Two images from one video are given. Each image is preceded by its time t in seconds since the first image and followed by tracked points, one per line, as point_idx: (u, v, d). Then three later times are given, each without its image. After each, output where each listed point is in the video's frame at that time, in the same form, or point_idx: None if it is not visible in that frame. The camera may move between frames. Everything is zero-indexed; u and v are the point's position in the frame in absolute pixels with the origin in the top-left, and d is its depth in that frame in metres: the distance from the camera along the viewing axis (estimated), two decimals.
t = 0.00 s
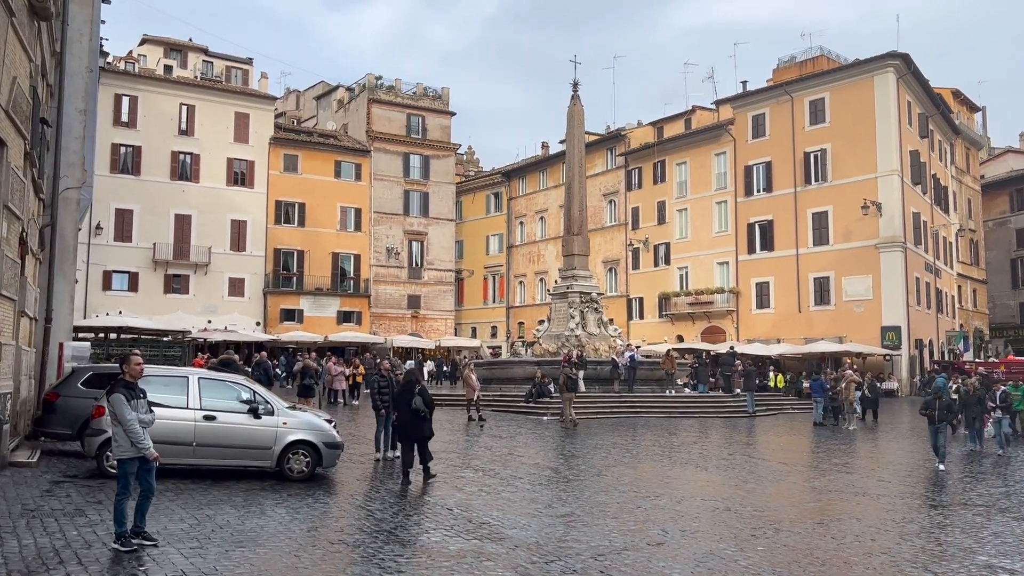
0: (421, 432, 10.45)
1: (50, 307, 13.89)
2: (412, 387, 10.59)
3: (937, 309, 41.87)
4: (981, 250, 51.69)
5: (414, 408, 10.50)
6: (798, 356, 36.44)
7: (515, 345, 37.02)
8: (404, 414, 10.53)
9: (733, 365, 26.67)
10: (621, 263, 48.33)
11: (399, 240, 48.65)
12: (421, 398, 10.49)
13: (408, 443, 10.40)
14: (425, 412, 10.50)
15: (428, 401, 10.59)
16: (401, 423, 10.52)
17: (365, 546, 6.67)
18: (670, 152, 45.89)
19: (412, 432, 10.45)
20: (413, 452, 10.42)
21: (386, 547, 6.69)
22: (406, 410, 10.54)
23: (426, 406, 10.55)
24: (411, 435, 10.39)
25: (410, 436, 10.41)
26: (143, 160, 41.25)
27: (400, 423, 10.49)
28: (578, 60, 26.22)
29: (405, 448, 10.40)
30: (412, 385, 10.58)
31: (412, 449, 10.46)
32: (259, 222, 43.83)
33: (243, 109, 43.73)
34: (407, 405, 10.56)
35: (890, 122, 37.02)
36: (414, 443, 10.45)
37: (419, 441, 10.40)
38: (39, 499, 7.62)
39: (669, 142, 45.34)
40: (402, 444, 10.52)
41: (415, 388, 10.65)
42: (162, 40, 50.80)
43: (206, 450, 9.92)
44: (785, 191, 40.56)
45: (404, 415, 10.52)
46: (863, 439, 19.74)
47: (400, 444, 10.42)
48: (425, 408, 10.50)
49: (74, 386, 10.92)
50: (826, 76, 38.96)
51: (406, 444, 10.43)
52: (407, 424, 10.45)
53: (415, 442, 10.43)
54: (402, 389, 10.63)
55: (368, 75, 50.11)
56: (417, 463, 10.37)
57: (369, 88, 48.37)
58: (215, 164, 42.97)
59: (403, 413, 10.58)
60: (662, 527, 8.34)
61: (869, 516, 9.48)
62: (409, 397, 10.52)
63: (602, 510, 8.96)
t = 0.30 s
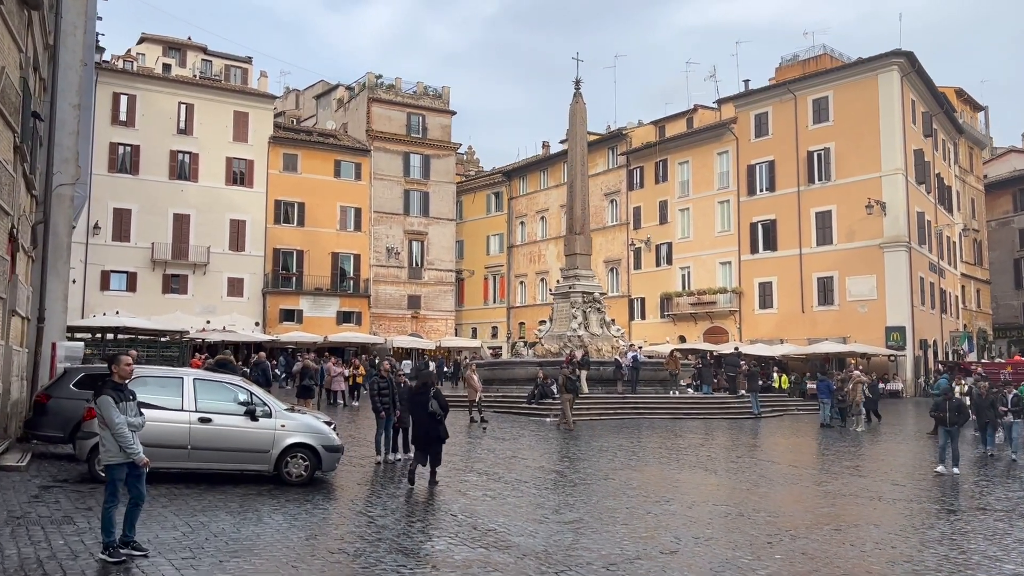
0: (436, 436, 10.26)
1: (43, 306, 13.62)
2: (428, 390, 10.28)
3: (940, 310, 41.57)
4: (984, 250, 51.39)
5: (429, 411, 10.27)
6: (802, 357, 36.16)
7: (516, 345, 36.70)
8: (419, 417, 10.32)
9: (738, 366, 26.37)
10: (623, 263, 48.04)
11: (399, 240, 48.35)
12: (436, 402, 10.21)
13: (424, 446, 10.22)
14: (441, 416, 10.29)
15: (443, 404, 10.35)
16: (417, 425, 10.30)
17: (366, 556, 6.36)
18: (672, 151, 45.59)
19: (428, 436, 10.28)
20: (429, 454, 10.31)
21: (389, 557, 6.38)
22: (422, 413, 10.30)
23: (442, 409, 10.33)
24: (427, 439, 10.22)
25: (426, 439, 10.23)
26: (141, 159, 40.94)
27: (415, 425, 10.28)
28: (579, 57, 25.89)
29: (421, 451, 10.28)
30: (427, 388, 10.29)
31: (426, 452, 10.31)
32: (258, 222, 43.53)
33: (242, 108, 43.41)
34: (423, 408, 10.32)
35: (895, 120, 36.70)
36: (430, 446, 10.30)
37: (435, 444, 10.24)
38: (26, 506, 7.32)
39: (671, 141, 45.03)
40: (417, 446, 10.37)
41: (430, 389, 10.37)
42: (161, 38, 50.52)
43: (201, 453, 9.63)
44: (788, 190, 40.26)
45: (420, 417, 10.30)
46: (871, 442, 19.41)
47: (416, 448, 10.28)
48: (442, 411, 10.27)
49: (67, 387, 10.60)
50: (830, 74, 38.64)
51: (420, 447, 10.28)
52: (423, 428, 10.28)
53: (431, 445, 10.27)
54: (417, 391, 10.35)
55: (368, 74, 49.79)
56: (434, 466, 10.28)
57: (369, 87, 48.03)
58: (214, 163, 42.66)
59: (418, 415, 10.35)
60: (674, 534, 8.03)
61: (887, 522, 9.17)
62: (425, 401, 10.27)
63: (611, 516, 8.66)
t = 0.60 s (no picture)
0: (449, 432, 10.29)
1: (38, 303, 13.69)
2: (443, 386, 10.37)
3: (944, 309, 41.28)
4: (988, 249, 51.10)
5: (445, 408, 10.30)
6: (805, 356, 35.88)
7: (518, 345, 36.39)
8: (434, 413, 10.33)
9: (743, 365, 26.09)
10: (624, 263, 47.79)
11: (400, 239, 48.06)
12: (452, 398, 10.30)
13: (440, 442, 10.22)
14: (456, 412, 10.34)
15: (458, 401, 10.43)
16: (432, 421, 10.29)
17: (371, 561, 6.08)
18: (674, 149, 45.30)
19: (442, 432, 10.28)
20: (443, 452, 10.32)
21: (395, 563, 6.09)
22: (437, 410, 10.33)
23: (455, 407, 10.39)
24: (444, 436, 10.23)
25: (442, 435, 10.23)
26: (140, 158, 40.67)
27: (429, 422, 10.26)
28: (582, 54, 25.63)
29: (436, 449, 10.25)
30: (442, 385, 10.39)
31: (438, 450, 10.30)
32: (258, 221, 43.24)
33: (242, 106, 43.12)
34: (438, 405, 10.36)
35: (899, 118, 36.42)
36: (444, 443, 10.27)
37: (449, 441, 10.25)
38: (16, 508, 7.04)
39: (673, 139, 44.75)
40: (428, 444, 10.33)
41: (444, 388, 10.44)
42: (160, 36, 50.25)
43: (198, 454, 9.34)
44: (791, 189, 39.98)
45: (434, 414, 10.32)
46: (880, 442, 19.10)
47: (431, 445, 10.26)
48: (457, 408, 10.34)
49: (60, 387, 10.32)
50: (833, 72, 38.37)
51: (434, 444, 10.27)
52: (438, 425, 10.26)
53: (446, 441, 10.27)
54: (431, 388, 10.40)
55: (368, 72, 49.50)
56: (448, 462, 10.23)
57: (369, 85, 47.73)
58: (213, 162, 42.36)
59: (432, 413, 10.35)
60: (690, 538, 7.74)
61: (907, 525, 8.88)
62: (441, 397, 10.33)
63: (623, 519, 8.37)
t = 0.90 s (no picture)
0: (459, 433, 10.38)
1: (33, 303, 13.62)
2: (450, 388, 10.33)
3: (948, 309, 41.00)
4: (991, 249, 50.82)
5: (453, 408, 10.31)
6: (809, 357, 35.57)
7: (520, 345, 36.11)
8: (443, 415, 10.34)
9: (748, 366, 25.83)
10: (626, 262, 47.55)
11: (400, 239, 47.77)
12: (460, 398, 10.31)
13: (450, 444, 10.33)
14: (464, 413, 10.39)
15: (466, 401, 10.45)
16: (441, 424, 10.32)
17: (376, 572, 5.82)
18: (676, 148, 45.04)
19: (452, 434, 10.38)
20: (452, 451, 10.40)
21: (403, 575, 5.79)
22: (446, 411, 10.33)
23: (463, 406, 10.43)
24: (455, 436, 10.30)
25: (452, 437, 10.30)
26: (139, 157, 40.38)
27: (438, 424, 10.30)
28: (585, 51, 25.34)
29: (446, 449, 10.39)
30: (450, 386, 10.35)
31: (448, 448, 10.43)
32: (257, 221, 42.95)
33: (241, 105, 42.84)
34: (446, 405, 10.34)
35: (904, 117, 36.14)
36: (455, 443, 10.41)
37: (459, 441, 10.37)
38: (7, 516, 6.76)
39: (675, 138, 44.49)
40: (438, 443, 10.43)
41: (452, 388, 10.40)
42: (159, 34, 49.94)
43: (196, 458, 9.08)
44: (795, 188, 39.71)
45: (444, 415, 10.32)
46: (888, 444, 18.80)
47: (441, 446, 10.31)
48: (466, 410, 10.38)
49: (55, 388, 10.05)
50: (837, 70, 38.11)
51: (444, 443, 10.37)
52: (450, 428, 10.30)
53: (456, 443, 10.40)
54: (438, 390, 10.34)
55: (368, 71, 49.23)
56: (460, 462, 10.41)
57: (369, 84, 47.45)
58: (212, 161, 42.08)
59: (441, 414, 10.36)
60: (706, 547, 7.45)
61: (929, 532, 8.59)
62: (449, 400, 10.31)
63: (636, 526, 8.09)
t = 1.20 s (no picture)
0: (467, 429, 10.39)
1: (28, 299, 13.56)
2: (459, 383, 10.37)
3: (952, 308, 40.73)
4: (994, 248, 50.51)
5: (461, 404, 10.36)
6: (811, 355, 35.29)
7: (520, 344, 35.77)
8: (451, 411, 10.38)
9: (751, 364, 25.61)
10: (627, 261, 47.29)
11: (400, 237, 47.50)
12: (469, 395, 10.36)
13: (459, 440, 10.34)
14: (472, 408, 10.41)
15: (475, 397, 10.46)
16: (449, 419, 10.34)
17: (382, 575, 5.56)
18: (678, 146, 44.78)
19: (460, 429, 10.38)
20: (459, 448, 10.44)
21: None
22: (455, 407, 10.36)
23: (472, 401, 10.45)
24: (462, 433, 10.34)
25: (460, 432, 10.32)
26: (137, 154, 40.05)
27: (447, 420, 10.31)
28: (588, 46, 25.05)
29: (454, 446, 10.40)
30: (458, 382, 10.39)
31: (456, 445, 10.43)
32: (256, 219, 42.64)
33: (240, 101, 42.53)
34: (454, 402, 10.39)
35: (908, 114, 35.86)
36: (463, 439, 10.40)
37: (467, 437, 10.37)
38: None
39: (677, 135, 44.24)
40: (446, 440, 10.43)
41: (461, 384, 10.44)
42: (158, 31, 49.63)
43: (194, 456, 8.82)
44: (798, 185, 39.46)
45: (451, 412, 10.37)
46: (895, 442, 18.56)
47: (447, 443, 10.37)
48: (474, 405, 10.40)
49: (49, 385, 9.78)
50: (840, 67, 37.82)
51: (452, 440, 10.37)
52: (457, 424, 10.35)
53: (464, 439, 10.39)
54: (447, 386, 10.38)
55: (368, 68, 48.95)
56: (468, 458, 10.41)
57: (369, 81, 47.17)
58: (211, 158, 41.77)
59: (450, 410, 10.39)
60: (723, 548, 7.19)
61: (950, 532, 8.33)
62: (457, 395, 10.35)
63: (649, 526, 7.82)
